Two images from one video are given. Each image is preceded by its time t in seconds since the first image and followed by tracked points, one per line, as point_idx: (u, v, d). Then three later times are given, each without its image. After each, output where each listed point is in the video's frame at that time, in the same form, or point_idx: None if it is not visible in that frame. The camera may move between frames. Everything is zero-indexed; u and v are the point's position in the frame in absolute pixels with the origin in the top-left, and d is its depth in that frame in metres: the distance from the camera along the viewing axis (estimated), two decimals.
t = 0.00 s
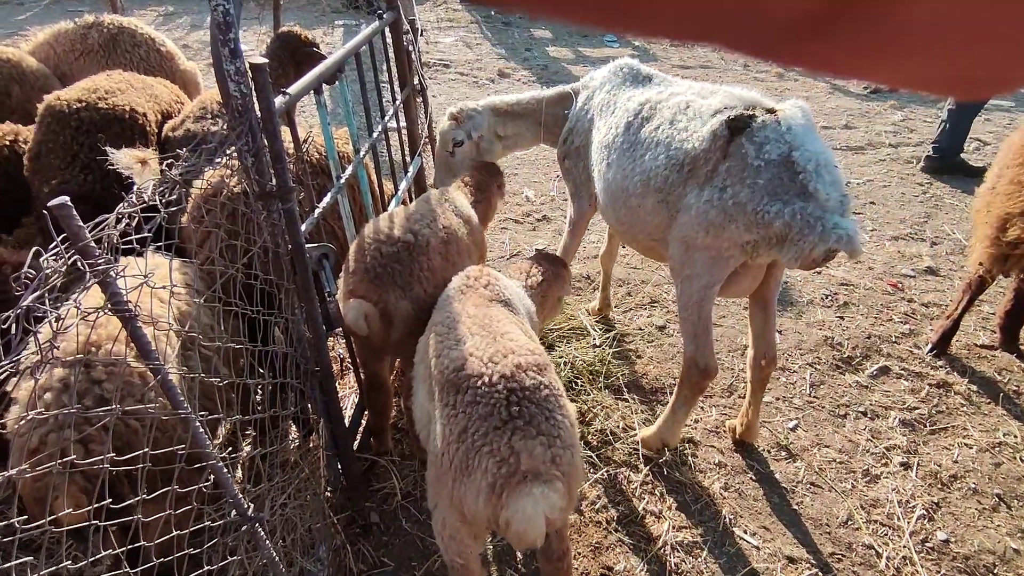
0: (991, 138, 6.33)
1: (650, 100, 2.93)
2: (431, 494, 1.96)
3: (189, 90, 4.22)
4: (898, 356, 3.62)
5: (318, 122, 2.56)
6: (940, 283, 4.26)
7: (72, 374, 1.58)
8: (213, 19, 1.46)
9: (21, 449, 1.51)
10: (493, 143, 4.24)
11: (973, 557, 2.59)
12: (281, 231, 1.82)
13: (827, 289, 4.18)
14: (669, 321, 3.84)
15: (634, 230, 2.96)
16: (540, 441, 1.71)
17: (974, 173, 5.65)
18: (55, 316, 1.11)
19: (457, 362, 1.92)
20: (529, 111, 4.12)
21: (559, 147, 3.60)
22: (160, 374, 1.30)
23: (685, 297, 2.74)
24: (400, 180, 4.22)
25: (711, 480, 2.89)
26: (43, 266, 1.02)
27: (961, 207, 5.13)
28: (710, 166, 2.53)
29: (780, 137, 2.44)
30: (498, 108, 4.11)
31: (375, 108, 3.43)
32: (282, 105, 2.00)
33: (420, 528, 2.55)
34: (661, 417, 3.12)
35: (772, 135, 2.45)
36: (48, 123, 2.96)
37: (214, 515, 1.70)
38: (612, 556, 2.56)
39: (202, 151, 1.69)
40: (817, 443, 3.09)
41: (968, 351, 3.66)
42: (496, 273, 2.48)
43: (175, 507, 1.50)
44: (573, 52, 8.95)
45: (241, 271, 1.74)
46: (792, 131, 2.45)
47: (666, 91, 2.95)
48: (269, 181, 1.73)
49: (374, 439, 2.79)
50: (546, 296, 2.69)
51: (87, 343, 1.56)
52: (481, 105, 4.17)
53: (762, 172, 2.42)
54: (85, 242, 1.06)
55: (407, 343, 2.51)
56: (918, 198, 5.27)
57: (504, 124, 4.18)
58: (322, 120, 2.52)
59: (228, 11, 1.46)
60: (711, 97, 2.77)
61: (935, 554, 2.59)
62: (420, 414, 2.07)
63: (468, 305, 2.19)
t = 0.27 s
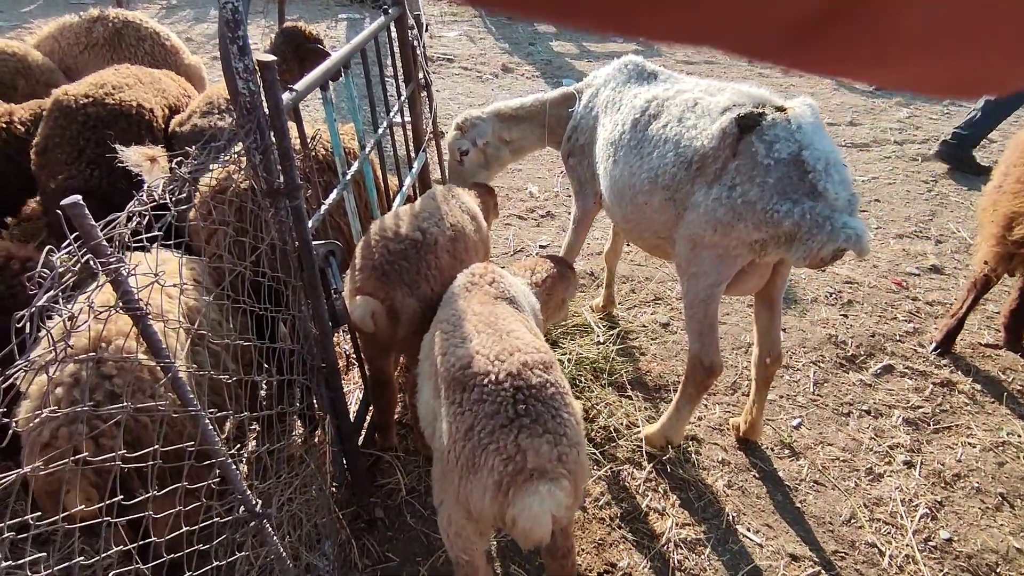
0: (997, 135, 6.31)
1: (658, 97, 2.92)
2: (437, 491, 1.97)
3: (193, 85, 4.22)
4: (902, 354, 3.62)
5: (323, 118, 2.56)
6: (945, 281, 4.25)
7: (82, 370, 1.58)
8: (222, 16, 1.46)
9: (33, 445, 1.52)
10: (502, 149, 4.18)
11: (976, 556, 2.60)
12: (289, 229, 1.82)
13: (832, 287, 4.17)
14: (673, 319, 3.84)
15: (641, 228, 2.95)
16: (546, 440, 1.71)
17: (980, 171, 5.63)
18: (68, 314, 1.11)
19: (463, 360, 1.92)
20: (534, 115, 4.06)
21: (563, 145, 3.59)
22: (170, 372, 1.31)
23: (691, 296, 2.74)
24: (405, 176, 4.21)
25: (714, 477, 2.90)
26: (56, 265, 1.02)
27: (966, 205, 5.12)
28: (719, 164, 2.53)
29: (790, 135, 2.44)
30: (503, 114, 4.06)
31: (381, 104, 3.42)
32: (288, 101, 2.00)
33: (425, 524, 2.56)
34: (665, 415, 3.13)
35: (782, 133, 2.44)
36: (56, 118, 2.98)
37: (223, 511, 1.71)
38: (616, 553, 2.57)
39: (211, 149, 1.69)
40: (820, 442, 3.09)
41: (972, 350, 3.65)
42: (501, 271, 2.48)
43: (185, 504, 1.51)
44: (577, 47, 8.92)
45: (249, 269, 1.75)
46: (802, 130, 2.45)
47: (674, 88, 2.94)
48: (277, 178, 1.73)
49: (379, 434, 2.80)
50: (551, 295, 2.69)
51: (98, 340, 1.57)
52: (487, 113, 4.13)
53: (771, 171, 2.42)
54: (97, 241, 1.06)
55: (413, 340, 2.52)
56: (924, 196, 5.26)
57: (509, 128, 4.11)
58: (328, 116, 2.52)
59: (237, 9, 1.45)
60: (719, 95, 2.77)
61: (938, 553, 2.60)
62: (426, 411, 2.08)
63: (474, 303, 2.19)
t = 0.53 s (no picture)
0: (1002, 133, 6.29)
1: (663, 93, 2.91)
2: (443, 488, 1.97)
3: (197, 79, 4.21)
4: (906, 353, 3.62)
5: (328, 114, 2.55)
6: (949, 279, 4.25)
7: (90, 366, 1.59)
8: (230, 12, 1.45)
9: (42, 441, 1.52)
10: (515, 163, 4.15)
11: (978, 554, 2.60)
12: (295, 225, 1.82)
13: (835, 285, 4.17)
14: (676, 316, 3.83)
15: (646, 225, 2.94)
16: (552, 437, 1.71)
17: (985, 169, 5.61)
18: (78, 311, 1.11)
19: (469, 357, 1.92)
20: (540, 124, 4.02)
21: (564, 143, 3.58)
22: (178, 370, 1.30)
23: (697, 293, 2.73)
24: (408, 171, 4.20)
25: (717, 474, 2.90)
26: (67, 262, 1.02)
27: (970, 203, 5.10)
28: (727, 161, 2.52)
29: (798, 133, 2.44)
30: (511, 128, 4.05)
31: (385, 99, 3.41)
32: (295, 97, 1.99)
33: (428, 520, 2.56)
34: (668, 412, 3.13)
35: (790, 130, 2.44)
36: (58, 111, 3.00)
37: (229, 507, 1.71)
38: (619, 550, 2.58)
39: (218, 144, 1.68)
40: (823, 439, 3.10)
41: (976, 348, 3.65)
42: (506, 268, 2.48)
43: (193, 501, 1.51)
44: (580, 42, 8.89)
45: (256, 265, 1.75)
46: (810, 127, 2.44)
47: (679, 84, 2.93)
48: (283, 174, 1.73)
49: (383, 430, 2.80)
50: (554, 298, 2.68)
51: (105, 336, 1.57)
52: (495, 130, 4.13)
53: (780, 169, 2.41)
54: (107, 238, 1.06)
55: (419, 334, 2.52)
56: (928, 193, 5.25)
57: (518, 142, 4.08)
58: (334, 112, 2.51)
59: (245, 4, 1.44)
60: (726, 91, 2.76)
61: (941, 552, 2.60)
62: (431, 408, 2.08)
63: (479, 300, 2.19)
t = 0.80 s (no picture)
0: (1004, 132, 6.28)
1: (662, 90, 2.90)
2: (444, 485, 1.97)
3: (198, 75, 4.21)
4: (906, 351, 3.62)
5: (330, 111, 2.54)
6: (949, 278, 4.25)
7: (93, 363, 1.59)
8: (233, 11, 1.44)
9: (47, 439, 1.53)
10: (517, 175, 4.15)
11: (977, 553, 2.61)
12: (297, 222, 1.82)
13: (836, 284, 4.17)
14: (677, 314, 3.84)
15: (646, 222, 2.94)
16: (554, 435, 1.72)
17: (986, 168, 5.61)
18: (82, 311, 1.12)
19: (471, 355, 1.93)
20: (537, 133, 4.02)
21: (563, 142, 3.57)
22: (182, 368, 1.31)
23: (698, 291, 2.74)
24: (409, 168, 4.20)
25: (718, 472, 2.91)
26: (72, 261, 1.03)
27: (971, 201, 5.10)
28: (728, 159, 2.52)
29: (799, 130, 2.44)
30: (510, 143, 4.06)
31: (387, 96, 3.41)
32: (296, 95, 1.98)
33: (429, 516, 2.57)
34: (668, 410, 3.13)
35: (791, 128, 2.44)
36: (59, 103, 3.00)
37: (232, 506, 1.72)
38: (619, 547, 2.59)
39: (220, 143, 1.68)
40: (823, 438, 3.10)
41: (976, 347, 3.66)
42: (508, 266, 2.48)
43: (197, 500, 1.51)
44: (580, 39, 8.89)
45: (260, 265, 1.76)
46: (810, 124, 2.44)
47: (677, 81, 2.93)
48: (286, 172, 1.73)
49: (384, 427, 2.81)
50: (554, 310, 2.66)
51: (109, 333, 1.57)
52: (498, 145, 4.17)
53: (781, 166, 2.41)
54: (112, 236, 1.06)
55: (421, 329, 2.52)
56: (929, 192, 5.24)
57: (519, 149, 4.07)
58: (336, 109, 2.51)
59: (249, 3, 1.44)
60: (725, 88, 2.76)
61: (940, 550, 2.61)
62: (433, 405, 2.08)
63: (481, 297, 2.19)
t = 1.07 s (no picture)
0: (1003, 130, 6.28)
1: (658, 88, 2.89)
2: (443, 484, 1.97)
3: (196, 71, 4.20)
4: (905, 350, 3.62)
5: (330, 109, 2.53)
6: (949, 277, 4.25)
7: (90, 362, 1.58)
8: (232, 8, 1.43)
9: (44, 438, 1.52)
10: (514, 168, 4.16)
11: (976, 552, 2.61)
12: (296, 221, 1.81)
13: (836, 282, 4.17)
14: (676, 312, 3.83)
15: (643, 221, 2.94)
16: (552, 433, 1.71)
17: (986, 166, 5.61)
18: (80, 310, 1.11)
19: (470, 353, 1.92)
20: (537, 128, 4.01)
21: (560, 139, 3.56)
22: (181, 367, 1.30)
23: (696, 289, 2.73)
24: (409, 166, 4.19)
25: (717, 471, 2.91)
26: (70, 260, 1.02)
27: (970, 200, 5.10)
28: (724, 157, 2.51)
29: (794, 127, 2.43)
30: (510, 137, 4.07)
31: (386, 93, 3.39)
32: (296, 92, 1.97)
33: (429, 515, 2.57)
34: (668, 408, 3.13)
35: (786, 125, 2.43)
36: (50, 95, 3.00)
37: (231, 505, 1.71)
38: (618, 546, 2.59)
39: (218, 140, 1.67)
40: (822, 436, 3.10)
41: (975, 346, 3.66)
42: (508, 264, 2.48)
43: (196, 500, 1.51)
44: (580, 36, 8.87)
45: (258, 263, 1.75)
46: (806, 121, 2.44)
47: (673, 79, 2.91)
48: (285, 170, 1.72)
49: (383, 425, 2.80)
50: (555, 312, 2.65)
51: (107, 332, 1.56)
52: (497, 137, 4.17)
53: (777, 163, 2.41)
54: (110, 235, 1.05)
55: (421, 327, 2.52)
56: (928, 191, 5.24)
57: (518, 143, 4.08)
58: (335, 106, 2.50)
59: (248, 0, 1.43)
60: (721, 86, 2.75)
61: (938, 549, 2.62)
62: (431, 403, 2.08)
63: (480, 295, 2.19)
